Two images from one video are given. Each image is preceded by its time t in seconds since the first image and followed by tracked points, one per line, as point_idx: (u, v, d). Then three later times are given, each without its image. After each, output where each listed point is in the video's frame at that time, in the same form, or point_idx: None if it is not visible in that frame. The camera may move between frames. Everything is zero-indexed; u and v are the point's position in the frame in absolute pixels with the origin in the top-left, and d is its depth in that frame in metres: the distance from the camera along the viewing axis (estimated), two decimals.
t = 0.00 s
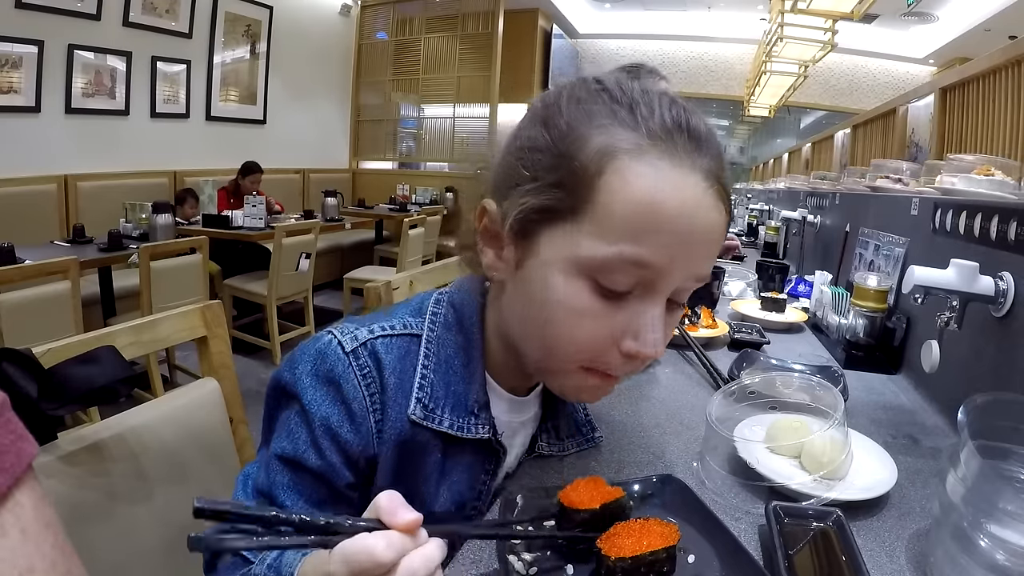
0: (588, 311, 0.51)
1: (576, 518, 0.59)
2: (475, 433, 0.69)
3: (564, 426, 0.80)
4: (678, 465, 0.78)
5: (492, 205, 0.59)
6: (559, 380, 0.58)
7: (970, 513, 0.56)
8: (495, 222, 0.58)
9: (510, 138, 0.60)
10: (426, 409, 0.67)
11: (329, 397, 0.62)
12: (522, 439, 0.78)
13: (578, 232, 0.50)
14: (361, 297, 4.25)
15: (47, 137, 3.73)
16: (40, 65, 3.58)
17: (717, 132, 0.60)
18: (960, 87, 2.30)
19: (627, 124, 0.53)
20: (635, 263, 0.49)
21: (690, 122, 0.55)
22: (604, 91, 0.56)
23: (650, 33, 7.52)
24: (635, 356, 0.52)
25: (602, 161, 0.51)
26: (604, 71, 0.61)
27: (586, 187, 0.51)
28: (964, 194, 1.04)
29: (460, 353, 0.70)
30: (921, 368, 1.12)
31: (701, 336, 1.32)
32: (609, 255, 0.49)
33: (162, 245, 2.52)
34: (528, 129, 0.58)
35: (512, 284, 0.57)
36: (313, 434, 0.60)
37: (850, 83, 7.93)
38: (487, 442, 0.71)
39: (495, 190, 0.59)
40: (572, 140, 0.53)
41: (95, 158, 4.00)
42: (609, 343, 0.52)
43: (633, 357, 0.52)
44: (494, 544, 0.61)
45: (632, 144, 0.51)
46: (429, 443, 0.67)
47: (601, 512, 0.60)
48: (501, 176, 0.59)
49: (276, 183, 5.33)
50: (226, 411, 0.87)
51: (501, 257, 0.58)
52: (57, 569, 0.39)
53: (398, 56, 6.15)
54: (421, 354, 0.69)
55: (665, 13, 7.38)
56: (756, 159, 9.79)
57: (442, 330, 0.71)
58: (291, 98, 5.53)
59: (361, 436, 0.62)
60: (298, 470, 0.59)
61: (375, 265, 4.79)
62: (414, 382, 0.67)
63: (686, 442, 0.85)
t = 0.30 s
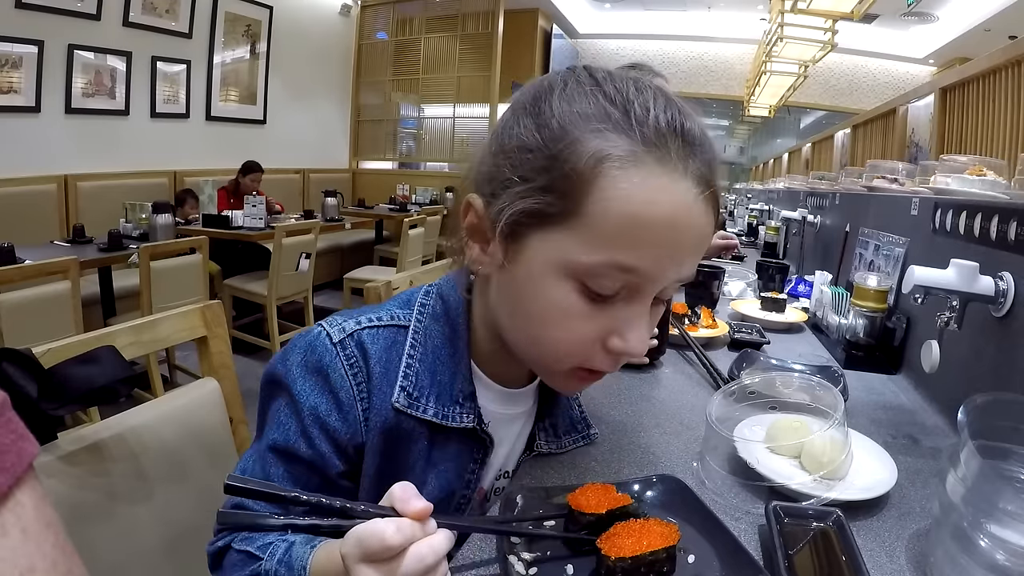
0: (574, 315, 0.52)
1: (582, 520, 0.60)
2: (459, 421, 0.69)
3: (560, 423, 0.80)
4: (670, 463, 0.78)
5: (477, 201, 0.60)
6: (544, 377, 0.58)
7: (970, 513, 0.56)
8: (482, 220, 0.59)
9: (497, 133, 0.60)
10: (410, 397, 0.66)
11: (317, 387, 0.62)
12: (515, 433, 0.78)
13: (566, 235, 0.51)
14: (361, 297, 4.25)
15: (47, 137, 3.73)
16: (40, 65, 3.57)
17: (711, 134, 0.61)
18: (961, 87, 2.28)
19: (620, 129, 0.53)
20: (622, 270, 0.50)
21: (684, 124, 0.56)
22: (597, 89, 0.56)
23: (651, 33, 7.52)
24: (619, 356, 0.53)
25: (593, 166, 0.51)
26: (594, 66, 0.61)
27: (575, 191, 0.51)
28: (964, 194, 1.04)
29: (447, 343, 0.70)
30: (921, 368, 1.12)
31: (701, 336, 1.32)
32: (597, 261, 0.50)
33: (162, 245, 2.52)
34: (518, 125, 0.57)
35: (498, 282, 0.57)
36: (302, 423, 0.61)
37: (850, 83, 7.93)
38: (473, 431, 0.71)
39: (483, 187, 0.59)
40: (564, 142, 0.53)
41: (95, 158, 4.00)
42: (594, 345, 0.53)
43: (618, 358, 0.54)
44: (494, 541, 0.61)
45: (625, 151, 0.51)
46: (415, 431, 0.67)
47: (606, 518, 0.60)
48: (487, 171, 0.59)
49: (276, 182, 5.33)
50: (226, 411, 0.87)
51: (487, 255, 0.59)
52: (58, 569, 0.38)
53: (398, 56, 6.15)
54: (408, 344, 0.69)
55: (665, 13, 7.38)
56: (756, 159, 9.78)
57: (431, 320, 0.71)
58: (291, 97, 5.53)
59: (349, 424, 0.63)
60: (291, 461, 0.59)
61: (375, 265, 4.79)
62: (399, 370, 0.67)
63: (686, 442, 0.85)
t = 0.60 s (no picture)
0: (543, 273, 0.53)
1: (588, 523, 0.60)
2: (434, 395, 0.71)
3: (543, 392, 0.84)
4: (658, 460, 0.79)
5: (438, 173, 0.60)
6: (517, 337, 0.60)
7: (970, 513, 0.56)
8: (445, 190, 0.59)
9: (453, 103, 0.60)
10: (382, 374, 0.68)
11: (291, 374, 0.63)
12: (499, 405, 0.82)
13: (532, 198, 0.52)
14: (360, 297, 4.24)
15: (47, 137, 3.73)
16: (40, 64, 3.57)
17: (664, 87, 0.61)
18: (960, 88, 2.29)
19: (576, 90, 0.53)
20: (588, 226, 0.51)
21: (637, 80, 0.56)
22: (551, 52, 0.56)
23: (651, 33, 7.52)
24: (590, 310, 0.55)
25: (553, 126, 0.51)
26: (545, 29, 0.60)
27: (537, 153, 0.52)
28: (964, 194, 1.04)
29: (416, 319, 0.72)
30: (921, 368, 1.12)
31: (701, 336, 1.32)
32: (562, 219, 0.51)
33: (162, 245, 2.52)
34: (474, 94, 0.57)
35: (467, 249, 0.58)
36: (279, 412, 0.61)
37: (850, 83, 7.92)
38: (449, 404, 0.74)
39: (443, 156, 0.59)
40: (522, 106, 0.53)
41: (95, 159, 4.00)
42: (565, 300, 0.54)
43: (589, 311, 0.55)
44: (494, 541, 0.61)
45: (583, 110, 0.52)
46: (392, 408, 0.69)
47: (610, 520, 0.61)
48: (445, 142, 0.59)
49: (276, 183, 5.33)
50: (226, 411, 0.87)
51: (451, 225, 0.60)
52: (59, 569, 0.38)
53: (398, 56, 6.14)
54: (377, 324, 0.71)
55: (664, 12, 7.38)
56: (756, 159, 9.76)
57: (398, 300, 0.72)
58: (291, 97, 5.52)
59: (326, 408, 0.64)
60: (275, 452, 0.60)
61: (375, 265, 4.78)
62: (370, 349, 0.69)
63: (686, 442, 0.85)
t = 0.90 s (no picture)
0: (464, 232, 0.54)
1: (589, 528, 0.60)
2: (374, 374, 0.70)
3: (486, 364, 0.84)
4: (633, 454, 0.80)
5: (354, 152, 0.58)
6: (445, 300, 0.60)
7: (970, 513, 0.56)
8: (360, 167, 0.58)
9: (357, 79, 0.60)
10: (321, 359, 0.67)
11: (236, 372, 0.63)
12: (447, 381, 0.81)
13: (445, 158, 0.53)
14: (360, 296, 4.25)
15: (47, 136, 3.73)
16: (40, 64, 3.58)
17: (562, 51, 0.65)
18: (961, 87, 2.23)
19: (474, 51, 0.55)
20: (501, 177, 0.52)
21: (532, 40, 0.59)
22: (447, 23, 0.57)
23: (651, 33, 7.53)
24: (514, 263, 0.56)
25: (456, 86, 0.53)
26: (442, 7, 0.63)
27: (443, 116, 0.53)
28: (964, 194, 1.04)
29: (351, 305, 0.71)
30: (920, 368, 1.12)
31: (701, 336, 1.32)
32: (474, 175, 0.52)
33: (162, 245, 2.52)
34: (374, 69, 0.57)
35: (385, 222, 0.58)
36: (232, 413, 0.61)
37: (850, 83, 7.92)
38: (393, 384, 0.72)
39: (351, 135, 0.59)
40: (424, 75, 0.54)
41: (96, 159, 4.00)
42: (489, 257, 0.55)
43: (514, 265, 0.56)
44: (494, 542, 0.61)
45: (483, 69, 0.54)
46: (335, 391, 0.67)
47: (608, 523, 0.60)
48: (351, 120, 0.58)
49: (276, 183, 5.33)
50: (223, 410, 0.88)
51: (367, 200, 0.59)
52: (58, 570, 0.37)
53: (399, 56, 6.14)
54: (313, 313, 0.70)
55: (664, 12, 7.38)
56: (756, 159, 9.76)
57: (332, 289, 0.71)
58: (291, 97, 5.52)
59: (274, 400, 0.63)
60: (231, 453, 0.60)
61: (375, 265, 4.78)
62: (308, 337, 0.68)
63: (686, 442, 0.85)
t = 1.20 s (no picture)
0: (400, 210, 0.60)
1: (577, 528, 0.60)
2: (335, 363, 0.70)
3: (446, 348, 0.85)
4: (606, 446, 0.82)
5: (292, 148, 0.67)
6: (391, 282, 0.66)
7: (970, 513, 0.56)
8: (300, 163, 0.66)
9: (297, 83, 0.69)
10: (282, 352, 0.68)
11: (200, 374, 0.63)
12: (409, 368, 0.81)
13: (375, 144, 0.60)
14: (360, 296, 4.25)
15: (47, 136, 3.73)
16: (40, 64, 3.57)
17: (485, 40, 0.73)
18: (960, 88, 2.26)
19: (397, 44, 0.64)
20: (428, 155, 0.58)
21: (451, 32, 0.68)
22: (371, 23, 0.66)
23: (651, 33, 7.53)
24: (450, 239, 0.61)
25: (380, 77, 0.61)
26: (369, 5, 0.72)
27: (371, 106, 0.61)
28: (964, 193, 1.04)
29: (307, 298, 0.71)
30: (921, 368, 1.12)
31: (701, 336, 1.32)
32: (403, 155, 0.59)
33: (162, 245, 2.52)
34: (310, 71, 0.67)
35: (327, 210, 0.65)
36: (201, 413, 0.61)
37: (850, 83, 7.92)
38: (356, 372, 0.73)
39: (293, 133, 0.67)
40: (350, 68, 0.63)
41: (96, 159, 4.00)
42: (427, 234, 0.61)
43: (452, 240, 0.62)
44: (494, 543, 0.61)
45: (405, 59, 0.62)
46: (299, 382, 0.68)
47: (602, 525, 0.60)
48: (293, 119, 0.68)
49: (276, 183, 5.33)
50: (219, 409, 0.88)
51: (310, 192, 0.66)
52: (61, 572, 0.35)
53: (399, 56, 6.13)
54: (271, 310, 0.71)
55: (665, 12, 7.39)
56: (756, 159, 9.76)
57: (287, 287, 0.72)
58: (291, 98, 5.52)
59: (241, 396, 0.63)
60: (204, 455, 0.60)
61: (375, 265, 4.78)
62: (267, 333, 0.68)
63: (687, 442, 0.85)
